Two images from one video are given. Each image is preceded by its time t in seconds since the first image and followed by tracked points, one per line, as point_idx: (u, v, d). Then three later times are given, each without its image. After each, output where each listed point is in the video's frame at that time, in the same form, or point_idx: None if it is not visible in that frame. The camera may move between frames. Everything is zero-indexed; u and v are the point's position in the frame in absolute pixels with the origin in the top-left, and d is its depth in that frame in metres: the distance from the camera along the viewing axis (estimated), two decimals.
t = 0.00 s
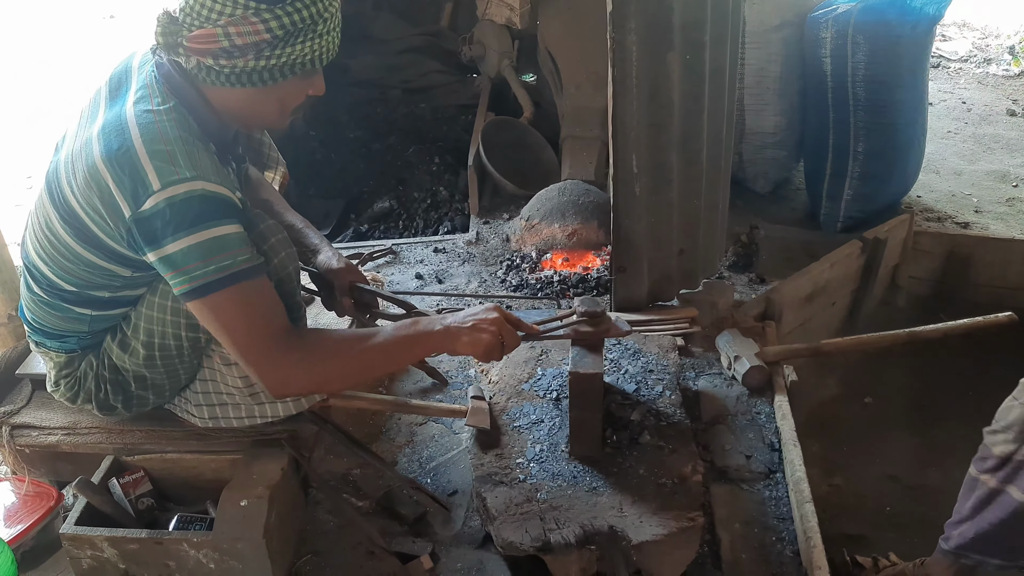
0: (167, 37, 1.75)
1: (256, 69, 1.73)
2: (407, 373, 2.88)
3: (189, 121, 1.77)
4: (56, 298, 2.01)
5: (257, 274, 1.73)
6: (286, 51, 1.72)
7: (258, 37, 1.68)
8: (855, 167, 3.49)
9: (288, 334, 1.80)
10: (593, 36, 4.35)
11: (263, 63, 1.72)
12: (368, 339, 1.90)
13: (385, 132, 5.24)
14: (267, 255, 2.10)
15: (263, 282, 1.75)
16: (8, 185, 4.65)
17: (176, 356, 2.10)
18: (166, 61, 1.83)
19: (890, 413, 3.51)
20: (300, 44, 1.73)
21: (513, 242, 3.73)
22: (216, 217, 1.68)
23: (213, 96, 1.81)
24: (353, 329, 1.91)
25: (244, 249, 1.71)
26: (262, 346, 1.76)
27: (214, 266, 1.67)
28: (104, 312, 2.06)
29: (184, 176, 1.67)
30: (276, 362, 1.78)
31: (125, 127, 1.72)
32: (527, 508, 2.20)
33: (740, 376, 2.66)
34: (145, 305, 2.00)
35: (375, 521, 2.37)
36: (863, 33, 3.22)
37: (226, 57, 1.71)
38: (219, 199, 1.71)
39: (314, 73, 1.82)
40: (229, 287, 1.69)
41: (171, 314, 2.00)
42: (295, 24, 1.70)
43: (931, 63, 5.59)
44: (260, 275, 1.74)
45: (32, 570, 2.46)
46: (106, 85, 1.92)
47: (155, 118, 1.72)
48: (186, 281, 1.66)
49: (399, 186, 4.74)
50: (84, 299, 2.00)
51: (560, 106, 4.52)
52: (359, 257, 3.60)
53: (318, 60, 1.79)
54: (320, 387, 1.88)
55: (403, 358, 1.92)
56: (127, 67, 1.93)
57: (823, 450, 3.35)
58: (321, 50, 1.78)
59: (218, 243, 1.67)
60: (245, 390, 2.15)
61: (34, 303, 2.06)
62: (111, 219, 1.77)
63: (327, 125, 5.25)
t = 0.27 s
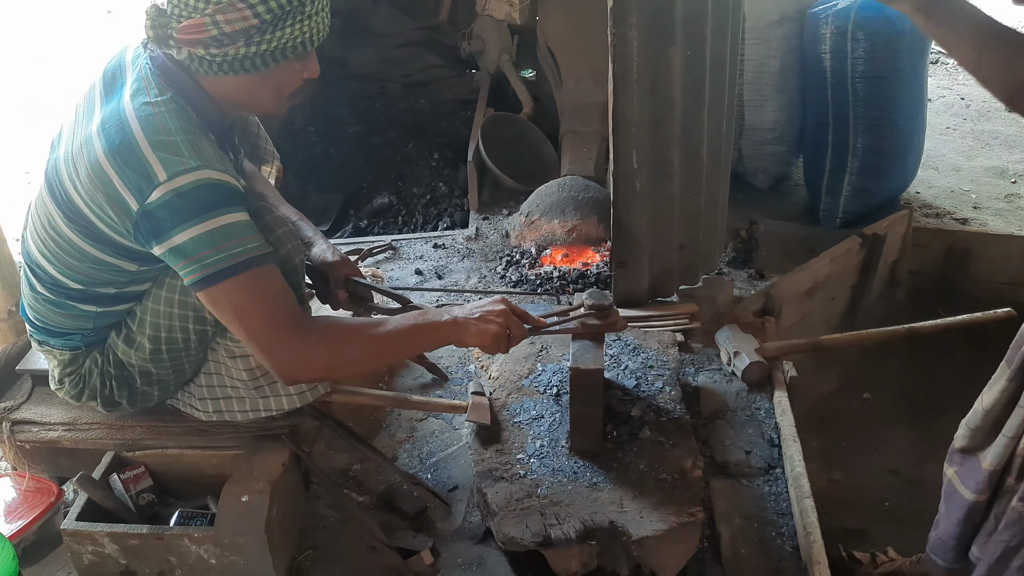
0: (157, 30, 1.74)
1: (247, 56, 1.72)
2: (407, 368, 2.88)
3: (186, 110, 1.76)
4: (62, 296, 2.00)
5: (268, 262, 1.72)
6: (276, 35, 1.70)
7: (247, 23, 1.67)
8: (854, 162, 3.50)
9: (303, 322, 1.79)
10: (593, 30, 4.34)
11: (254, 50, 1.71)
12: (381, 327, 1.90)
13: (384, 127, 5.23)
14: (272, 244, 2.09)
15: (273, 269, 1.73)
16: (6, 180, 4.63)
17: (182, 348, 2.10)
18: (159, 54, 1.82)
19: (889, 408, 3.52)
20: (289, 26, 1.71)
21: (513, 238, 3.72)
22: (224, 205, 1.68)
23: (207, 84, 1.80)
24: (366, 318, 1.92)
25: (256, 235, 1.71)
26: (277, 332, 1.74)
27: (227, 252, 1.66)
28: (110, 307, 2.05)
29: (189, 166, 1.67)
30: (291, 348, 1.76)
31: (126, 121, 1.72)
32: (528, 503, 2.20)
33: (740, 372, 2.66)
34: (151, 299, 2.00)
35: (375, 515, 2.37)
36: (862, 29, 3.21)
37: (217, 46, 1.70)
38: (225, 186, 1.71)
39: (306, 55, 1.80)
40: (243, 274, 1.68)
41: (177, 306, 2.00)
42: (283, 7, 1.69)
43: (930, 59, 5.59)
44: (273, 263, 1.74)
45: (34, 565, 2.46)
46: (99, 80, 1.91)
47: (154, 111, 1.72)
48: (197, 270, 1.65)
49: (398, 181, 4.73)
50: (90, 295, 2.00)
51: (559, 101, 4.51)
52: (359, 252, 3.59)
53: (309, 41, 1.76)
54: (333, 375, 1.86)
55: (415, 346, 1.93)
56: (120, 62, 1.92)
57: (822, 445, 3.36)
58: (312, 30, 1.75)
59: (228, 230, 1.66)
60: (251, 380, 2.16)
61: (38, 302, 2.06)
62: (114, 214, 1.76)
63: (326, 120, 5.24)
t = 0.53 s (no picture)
0: (156, 33, 1.74)
1: (246, 60, 1.73)
2: (403, 367, 2.88)
3: (189, 115, 1.76)
4: (58, 294, 2.01)
5: (252, 273, 1.71)
6: (274, 39, 1.71)
7: (245, 27, 1.68)
8: (849, 161, 3.50)
9: (280, 334, 1.77)
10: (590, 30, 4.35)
11: (252, 54, 1.72)
12: (358, 342, 1.85)
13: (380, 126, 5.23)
14: (271, 245, 2.09)
15: (262, 280, 1.74)
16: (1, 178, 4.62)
17: (177, 347, 2.08)
18: (163, 57, 1.82)
19: (884, 407, 3.53)
20: (288, 30, 1.72)
21: (509, 236, 3.73)
22: (221, 213, 1.68)
23: (208, 86, 1.81)
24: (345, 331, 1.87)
25: (246, 246, 1.70)
26: (251, 344, 1.73)
27: (213, 263, 1.66)
28: (105, 306, 2.05)
29: (191, 172, 1.67)
30: (264, 360, 1.76)
31: (127, 122, 1.72)
32: (523, 501, 2.21)
33: (735, 371, 2.68)
34: (147, 299, 1.99)
35: (371, 513, 2.38)
36: (857, 29, 3.22)
37: (215, 50, 1.71)
38: (226, 194, 1.71)
39: (306, 58, 1.81)
40: (225, 285, 1.68)
41: (173, 306, 1.99)
42: (281, 11, 1.69)
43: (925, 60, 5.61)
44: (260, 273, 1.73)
45: (29, 563, 2.46)
46: (100, 79, 1.90)
47: (158, 114, 1.72)
48: (185, 277, 1.65)
49: (395, 180, 4.73)
50: (87, 294, 2.00)
51: (556, 100, 4.52)
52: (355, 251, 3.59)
53: (307, 45, 1.78)
54: (308, 388, 1.84)
55: (393, 362, 1.87)
56: (121, 60, 1.92)
57: (817, 443, 3.37)
58: (310, 35, 1.77)
59: (219, 239, 1.66)
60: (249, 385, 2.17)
61: (35, 300, 2.06)
62: (114, 214, 1.77)
63: (323, 119, 5.24)
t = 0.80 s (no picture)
0: (176, 38, 1.73)
1: (263, 70, 1.74)
2: (401, 366, 2.88)
3: (202, 130, 1.75)
4: (58, 286, 2.02)
5: (218, 297, 1.74)
6: (292, 53, 1.73)
7: (264, 39, 1.70)
8: (846, 162, 3.52)
9: (231, 363, 1.80)
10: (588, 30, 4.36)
11: (270, 66, 1.74)
12: (294, 393, 1.92)
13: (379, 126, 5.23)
14: (274, 248, 2.11)
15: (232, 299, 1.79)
16: None
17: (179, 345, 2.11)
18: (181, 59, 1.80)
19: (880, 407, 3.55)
20: (306, 44, 1.74)
21: (507, 236, 3.74)
22: (206, 233, 1.70)
23: (223, 94, 1.80)
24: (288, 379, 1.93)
25: (215, 271, 1.72)
26: (199, 363, 1.76)
27: (179, 279, 1.68)
28: (108, 302, 2.07)
29: (189, 184, 1.68)
30: (210, 381, 1.78)
31: (138, 121, 1.72)
32: (521, 499, 2.22)
33: (731, 370, 2.63)
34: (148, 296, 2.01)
35: (369, 511, 2.37)
36: (854, 30, 3.24)
37: (232, 59, 1.72)
38: (216, 213, 1.72)
39: (322, 72, 1.83)
40: (185, 300, 1.71)
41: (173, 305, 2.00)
42: (302, 26, 1.72)
43: (922, 61, 5.63)
44: (226, 296, 1.76)
45: (27, 560, 2.46)
46: (119, 76, 1.90)
47: (167, 118, 1.72)
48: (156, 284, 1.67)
49: (393, 180, 4.74)
50: (88, 288, 2.01)
51: (554, 100, 4.53)
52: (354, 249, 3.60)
53: (324, 60, 1.80)
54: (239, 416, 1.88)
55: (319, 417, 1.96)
56: (143, 59, 1.92)
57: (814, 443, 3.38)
58: (328, 49, 1.79)
59: (193, 259, 1.68)
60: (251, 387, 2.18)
61: (37, 292, 2.07)
62: (116, 211, 1.78)
63: (321, 118, 5.25)
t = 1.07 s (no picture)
0: (204, 33, 1.73)
1: (281, 88, 1.76)
2: (401, 366, 2.87)
3: (208, 129, 1.74)
4: (62, 285, 2.02)
5: (233, 298, 1.75)
6: (317, 81, 1.77)
7: (294, 61, 1.72)
8: (846, 164, 3.52)
9: (251, 364, 1.83)
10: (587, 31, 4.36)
11: (291, 85, 1.76)
12: (312, 403, 1.94)
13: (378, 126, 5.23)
14: (281, 241, 2.11)
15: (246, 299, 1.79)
16: None
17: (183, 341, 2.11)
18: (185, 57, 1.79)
19: (879, 408, 3.55)
20: (331, 77, 1.78)
21: (506, 236, 3.74)
22: (218, 236, 1.70)
23: (232, 100, 1.80)
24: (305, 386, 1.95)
25: (230, 271, 1.72)
26: (220, 364, 1.78)
27: (195, 281, 1.68)
28: (110, 299, 2.06)
29: (198, 186, 1.69)
30: (230, 381, 1.81)
31: (142, 120, 1.72)
32: (522, 499, 2.22)
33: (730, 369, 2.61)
34: (153, 293, 2.01)
35: (369, 511, 2.36)
36: (854, 32, 3.24)
37: (256, 70, 1.72)
38: (226, 213, 1.73)
39: (331, 105, 1.86)
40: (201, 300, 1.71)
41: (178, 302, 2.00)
42: (332, 58, 1.75)
43: (921, 63, 5.64)
44: (240, 294, 1.76)
45: (25, 559, 2.46)
46: (119, 73, 1.89)
47: (172, 118, 1.71)
48: (172, 288, 1.68)
49: (392, 179, 4.73)
50: (92, 286, 2.01)
51: (554, 101, 4.53)
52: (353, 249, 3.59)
53: (340, 95, 1.84)
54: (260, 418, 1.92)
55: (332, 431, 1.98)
56: (143, 57, 1.91)
57: (812, 444, 3.39)
58: (349, 87, 1.84)
59: (208, 261, 1.69)
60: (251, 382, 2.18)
61: (40, 291, 2.07)
62: (121, 210, 1.78)
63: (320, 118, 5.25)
